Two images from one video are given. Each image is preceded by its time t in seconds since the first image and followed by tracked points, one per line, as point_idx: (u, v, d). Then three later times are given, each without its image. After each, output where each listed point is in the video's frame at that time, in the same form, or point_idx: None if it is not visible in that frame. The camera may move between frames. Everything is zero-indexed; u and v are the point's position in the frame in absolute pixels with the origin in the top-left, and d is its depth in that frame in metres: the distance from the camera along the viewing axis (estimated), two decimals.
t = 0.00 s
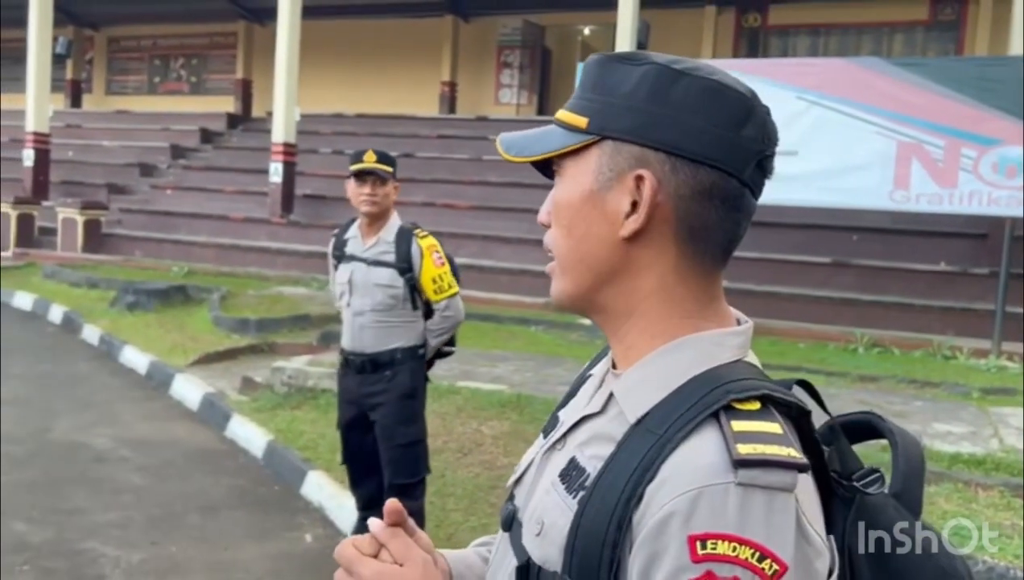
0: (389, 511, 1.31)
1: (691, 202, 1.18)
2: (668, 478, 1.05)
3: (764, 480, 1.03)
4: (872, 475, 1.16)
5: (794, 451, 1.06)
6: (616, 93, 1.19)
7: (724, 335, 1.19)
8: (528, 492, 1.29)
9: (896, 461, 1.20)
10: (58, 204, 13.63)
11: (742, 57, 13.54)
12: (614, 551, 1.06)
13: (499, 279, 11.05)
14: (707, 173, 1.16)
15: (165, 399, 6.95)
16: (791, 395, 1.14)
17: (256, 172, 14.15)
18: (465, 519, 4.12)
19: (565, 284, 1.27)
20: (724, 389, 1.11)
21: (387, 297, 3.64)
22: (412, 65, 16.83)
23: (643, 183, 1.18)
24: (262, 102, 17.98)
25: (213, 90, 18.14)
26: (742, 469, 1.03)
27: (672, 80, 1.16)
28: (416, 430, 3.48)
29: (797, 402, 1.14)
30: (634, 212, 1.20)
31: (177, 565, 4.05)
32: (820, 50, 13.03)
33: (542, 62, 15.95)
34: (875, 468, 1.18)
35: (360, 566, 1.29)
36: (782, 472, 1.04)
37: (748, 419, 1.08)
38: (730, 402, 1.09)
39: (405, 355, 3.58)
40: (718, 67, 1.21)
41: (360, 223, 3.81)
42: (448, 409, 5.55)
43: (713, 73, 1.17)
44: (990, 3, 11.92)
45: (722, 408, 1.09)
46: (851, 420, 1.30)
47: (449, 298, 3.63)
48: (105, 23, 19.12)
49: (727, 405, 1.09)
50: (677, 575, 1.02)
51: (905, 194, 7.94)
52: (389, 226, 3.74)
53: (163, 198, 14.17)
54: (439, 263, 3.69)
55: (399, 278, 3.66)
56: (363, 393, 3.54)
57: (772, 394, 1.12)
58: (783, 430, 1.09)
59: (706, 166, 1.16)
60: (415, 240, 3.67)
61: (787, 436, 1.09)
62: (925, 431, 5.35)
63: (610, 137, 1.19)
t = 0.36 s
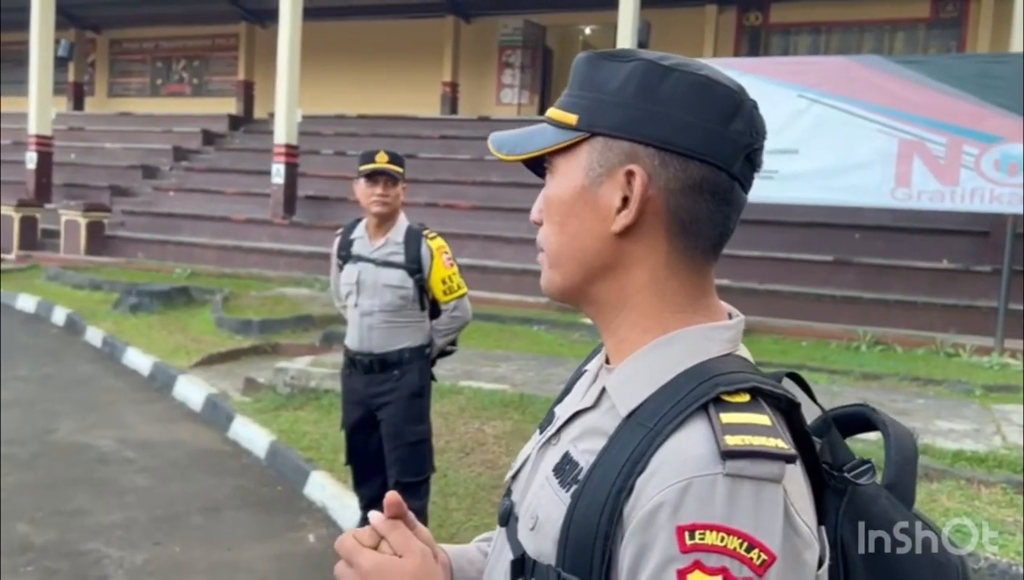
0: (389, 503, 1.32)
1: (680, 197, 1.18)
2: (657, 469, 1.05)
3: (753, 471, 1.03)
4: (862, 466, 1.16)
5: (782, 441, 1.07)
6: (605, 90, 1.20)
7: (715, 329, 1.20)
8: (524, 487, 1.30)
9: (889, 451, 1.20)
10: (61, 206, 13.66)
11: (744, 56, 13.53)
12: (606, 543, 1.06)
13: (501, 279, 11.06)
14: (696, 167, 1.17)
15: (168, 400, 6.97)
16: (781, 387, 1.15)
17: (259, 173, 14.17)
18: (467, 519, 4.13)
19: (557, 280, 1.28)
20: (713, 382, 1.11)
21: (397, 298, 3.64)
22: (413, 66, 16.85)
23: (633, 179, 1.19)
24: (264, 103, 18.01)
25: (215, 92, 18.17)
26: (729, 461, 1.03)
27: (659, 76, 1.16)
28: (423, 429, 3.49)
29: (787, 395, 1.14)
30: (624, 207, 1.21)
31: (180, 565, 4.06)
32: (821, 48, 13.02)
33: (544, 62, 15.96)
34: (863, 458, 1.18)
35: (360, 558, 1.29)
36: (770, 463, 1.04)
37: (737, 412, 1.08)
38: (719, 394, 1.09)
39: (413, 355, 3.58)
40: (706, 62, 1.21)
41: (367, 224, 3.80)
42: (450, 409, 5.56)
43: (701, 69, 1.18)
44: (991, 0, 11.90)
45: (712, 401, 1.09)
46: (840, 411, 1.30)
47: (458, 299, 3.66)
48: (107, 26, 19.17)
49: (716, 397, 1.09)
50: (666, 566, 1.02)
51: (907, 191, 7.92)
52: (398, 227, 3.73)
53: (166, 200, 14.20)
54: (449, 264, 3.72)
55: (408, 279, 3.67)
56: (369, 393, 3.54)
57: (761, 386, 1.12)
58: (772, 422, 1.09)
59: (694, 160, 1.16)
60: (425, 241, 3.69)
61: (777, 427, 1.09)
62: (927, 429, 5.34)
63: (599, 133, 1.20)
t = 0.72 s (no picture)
0: (382, 512, 1.27)
1: (685, 186, 1.14)
2: (669, 469, 1.01)
3: (771, 471, 1.00)
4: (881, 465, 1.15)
5: (802, 439, 1.03)
6: (605, 73, 1.15)
7: (723, 323, 1.16)
8: (526, 492, 1.25)
9: (905, 448, 1.17)
10: (50, 206, 13.55)
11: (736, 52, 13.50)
12: (616, 550, 1.02)
13: (495, 277, 10.99)
14: (702, 155, 1.13)
15: (159, 401, 6.90)
16: (795, 382, 1.11)
17: (250, 172, 14.09)
18: (463, 518, 4.09)
19: (555, 273, 1.24)
20: (725, 376, 1.08)
21: (391, 296, 3.59)
22: (405, 64, 16.78)
23: (635, 167, 1.15)
24: (255, 102, 17.91)
25: (206, 91, 18.02)
26: (747, 459, 0.99)
27: (663, 58, 1.12)
28: (419, 428, 3.45)
29: (802, 390, 1.11)
30: (626, 196, 1.16)
31: (172, 568, 4.01)
32: (813, 44, 12.95)
33: (536, 59, 15.91)
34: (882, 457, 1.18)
35: (354, 569, 1.25)
36: (790, 461, 1.00)
37: (753, 407, 1.04)
38: (731, 390, 1.06)
39: (408, 353, 3.54)
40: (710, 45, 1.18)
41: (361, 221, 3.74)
42: (445, 408, 5.51)
43: (706, 51, 1.14)
44: None
45: (725, 397, 1.05)
46: (854, 407, 1.26)
47: (454, 296, 3.61)
48: (96, 24, 19.02)
49: (729, 393, 1.05)
50: (682, 572, 0.98)
51: (902, 186, 7.88)
52: (392, 224, 3.67)
53: (157, 200, 14.12)
54: (444, 262, 3.67)
55: (403, 277, 3.62)
56: (365, 392, 3.50)
57: (776, 381, 1.08)
58: (789, 418, 1.06)
59: (700, 147, 1.12)
60: (420, 238, 3.63)
61: (794, 423, 1.06)
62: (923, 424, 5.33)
63: (600, 119, 1.16)
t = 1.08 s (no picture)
0: (405, 550, 1.27)
1: (755, 179, 1.06)
2: (752, 499, 0.93)
3: (870, 500, 0.92)
4: (974, 489, 1.07)
5: (903, 463, 0.95)
6: (665, 50, 1.06)
7: (791, 328, 1.08)
8: (563, 519, 1.16)
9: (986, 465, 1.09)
10: (31, 205, 13.32)
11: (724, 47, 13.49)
12: None
13: (483, 275, 10.85)
14: (776, 144, 1.05)
15: (143, 404, 6.76)
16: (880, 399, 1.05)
17: (234, 170, 13.91)
18: (459, 523, 4.00)
19: (601, 275, 1.15)
20: (806, 391, 0.99)
21: (386, 295, 3.50)
22: (390, 61, 16.63)
23: (700, 158, 1.06)
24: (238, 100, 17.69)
25: (190, 88, 17.80)
26: (846, 490, 0.91)
27: (733, 34, 1.04)
28: (415, 432, 3.36)
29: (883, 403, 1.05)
30: (688, 191, 1.08)
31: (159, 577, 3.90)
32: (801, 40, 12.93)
33: (522, 55, 15.81)
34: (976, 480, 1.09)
35: None
36: (890, 490, 0.93)
37: (841, 427, 0.97)
38: (817, 408, 0.97)
39: (404, 355, 3.43)
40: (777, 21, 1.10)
41: (355, 219, 3.63)
42: (437, 409, 5.41)
43: (778, 27, 1.06)
44: None
45: (809, 416, 0.97)
46: (932, 416, 1.13)
47: (450, 296, 3.52)
48: (76, 21, 18.75)
49: (813, 411, 0.97)
50: None
51: (892, 182, 7.86)
52: (386, 221, 3.56)
53: (139, 198, 13.92)
54: (440, 260, 3.57)
55: (398, 276, 3.52)
56: (360, 395, 3.40)
57: (861, 397, 1.01)
58: (883, 439, 0.98)
59: (773, 136, 1.04)
60: (415, 236, 3.53)
61: (888, 445, 0.98)
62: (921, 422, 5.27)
63: (658, 103, 1.07)
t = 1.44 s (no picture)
0: None
1: (809, 167, 0.98)
2: (813, 521, 0.85)
3: (948, 523, 0.84)
4: None
5: (980, 478, 0.87)
6: (708, 24, 0.98)
7: (836, 328, 1.00)
8: (581, 538, 1.09)
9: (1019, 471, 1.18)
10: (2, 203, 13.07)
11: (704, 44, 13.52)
12: None
13: (464, 273, 10.77)
14: (834, 128, 0.97)
15: (119, 405, 6.62)
16: (939, 406, 0.97)
17: (211, 167, 13.72)
18: (445, 525, 3.94)
19: (632, 272, 1.06)
20: (865, 399, 0.91)
21: (369, 294, 3.42)
22: (369, 57, 16.49)
23: (750, 144, 0.97)
24: (214, 96, 17.41)
25: (165, 84, 17.55)
26: (920, 510, 0.83)
27: (783, 6, 0.96)
28: (400, 434, 3.28)
29: (948, 412, 0.97)
30: (734, 181, 0.99)
31: None
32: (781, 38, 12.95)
33: (502, 52, 15.73)
34: None
35: None
36: (972, 509, 0.85)
37: (906, 439, 0.89)
38: (877, 418, 0.89)
39: (388, 355, 3.35)
40: None
41: (338, 215, 3.55)
42: (420, 409, 5.33)
43: None
44: None
45: (869, 426, 0.89)
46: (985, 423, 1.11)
47: (435, 295, 3.44)
48: (49, 16, 18.42)
49: (874, 422, 0.89)
50: None
51: (872, 179, 7.86)
52: (370, 217, 3.48)
53: (114, 195, 13.70)
54: (425, 257, 3.49)
55: (381, 273, 3.43)
56: (343, 396, 3.32)
57: (921, 405, 0.93)
58: (952, 451, 0.90)
59: (831, 119, 0.96)
60: (399, 232, 3.45)
61: (959, 457, 0.90)
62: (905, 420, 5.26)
63: (700, 83, 0.98)
